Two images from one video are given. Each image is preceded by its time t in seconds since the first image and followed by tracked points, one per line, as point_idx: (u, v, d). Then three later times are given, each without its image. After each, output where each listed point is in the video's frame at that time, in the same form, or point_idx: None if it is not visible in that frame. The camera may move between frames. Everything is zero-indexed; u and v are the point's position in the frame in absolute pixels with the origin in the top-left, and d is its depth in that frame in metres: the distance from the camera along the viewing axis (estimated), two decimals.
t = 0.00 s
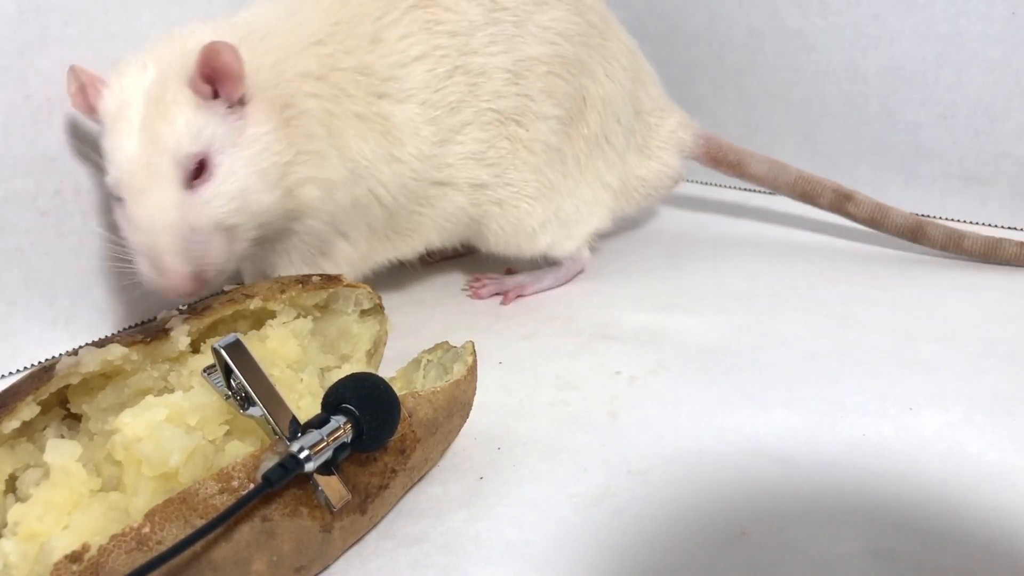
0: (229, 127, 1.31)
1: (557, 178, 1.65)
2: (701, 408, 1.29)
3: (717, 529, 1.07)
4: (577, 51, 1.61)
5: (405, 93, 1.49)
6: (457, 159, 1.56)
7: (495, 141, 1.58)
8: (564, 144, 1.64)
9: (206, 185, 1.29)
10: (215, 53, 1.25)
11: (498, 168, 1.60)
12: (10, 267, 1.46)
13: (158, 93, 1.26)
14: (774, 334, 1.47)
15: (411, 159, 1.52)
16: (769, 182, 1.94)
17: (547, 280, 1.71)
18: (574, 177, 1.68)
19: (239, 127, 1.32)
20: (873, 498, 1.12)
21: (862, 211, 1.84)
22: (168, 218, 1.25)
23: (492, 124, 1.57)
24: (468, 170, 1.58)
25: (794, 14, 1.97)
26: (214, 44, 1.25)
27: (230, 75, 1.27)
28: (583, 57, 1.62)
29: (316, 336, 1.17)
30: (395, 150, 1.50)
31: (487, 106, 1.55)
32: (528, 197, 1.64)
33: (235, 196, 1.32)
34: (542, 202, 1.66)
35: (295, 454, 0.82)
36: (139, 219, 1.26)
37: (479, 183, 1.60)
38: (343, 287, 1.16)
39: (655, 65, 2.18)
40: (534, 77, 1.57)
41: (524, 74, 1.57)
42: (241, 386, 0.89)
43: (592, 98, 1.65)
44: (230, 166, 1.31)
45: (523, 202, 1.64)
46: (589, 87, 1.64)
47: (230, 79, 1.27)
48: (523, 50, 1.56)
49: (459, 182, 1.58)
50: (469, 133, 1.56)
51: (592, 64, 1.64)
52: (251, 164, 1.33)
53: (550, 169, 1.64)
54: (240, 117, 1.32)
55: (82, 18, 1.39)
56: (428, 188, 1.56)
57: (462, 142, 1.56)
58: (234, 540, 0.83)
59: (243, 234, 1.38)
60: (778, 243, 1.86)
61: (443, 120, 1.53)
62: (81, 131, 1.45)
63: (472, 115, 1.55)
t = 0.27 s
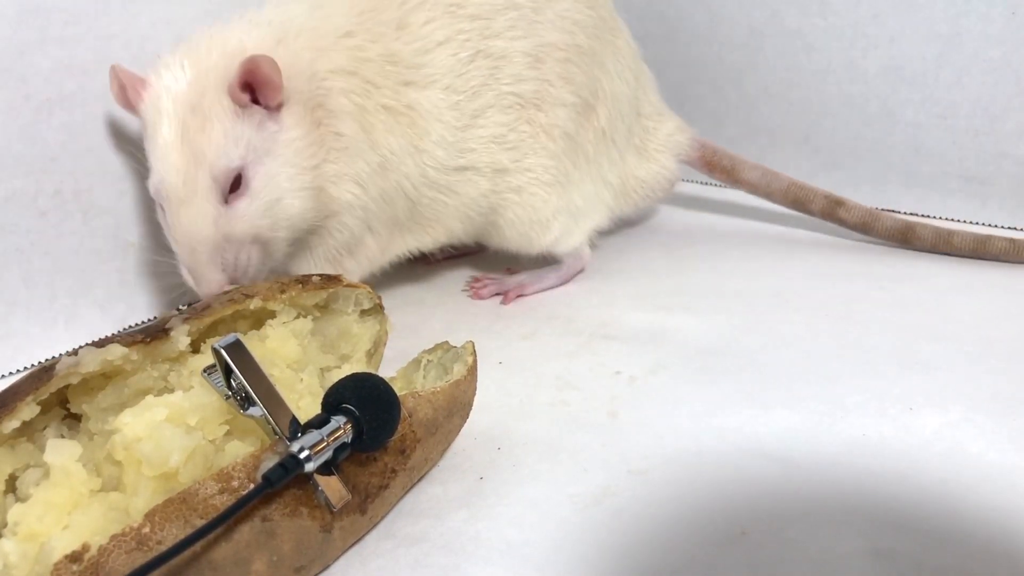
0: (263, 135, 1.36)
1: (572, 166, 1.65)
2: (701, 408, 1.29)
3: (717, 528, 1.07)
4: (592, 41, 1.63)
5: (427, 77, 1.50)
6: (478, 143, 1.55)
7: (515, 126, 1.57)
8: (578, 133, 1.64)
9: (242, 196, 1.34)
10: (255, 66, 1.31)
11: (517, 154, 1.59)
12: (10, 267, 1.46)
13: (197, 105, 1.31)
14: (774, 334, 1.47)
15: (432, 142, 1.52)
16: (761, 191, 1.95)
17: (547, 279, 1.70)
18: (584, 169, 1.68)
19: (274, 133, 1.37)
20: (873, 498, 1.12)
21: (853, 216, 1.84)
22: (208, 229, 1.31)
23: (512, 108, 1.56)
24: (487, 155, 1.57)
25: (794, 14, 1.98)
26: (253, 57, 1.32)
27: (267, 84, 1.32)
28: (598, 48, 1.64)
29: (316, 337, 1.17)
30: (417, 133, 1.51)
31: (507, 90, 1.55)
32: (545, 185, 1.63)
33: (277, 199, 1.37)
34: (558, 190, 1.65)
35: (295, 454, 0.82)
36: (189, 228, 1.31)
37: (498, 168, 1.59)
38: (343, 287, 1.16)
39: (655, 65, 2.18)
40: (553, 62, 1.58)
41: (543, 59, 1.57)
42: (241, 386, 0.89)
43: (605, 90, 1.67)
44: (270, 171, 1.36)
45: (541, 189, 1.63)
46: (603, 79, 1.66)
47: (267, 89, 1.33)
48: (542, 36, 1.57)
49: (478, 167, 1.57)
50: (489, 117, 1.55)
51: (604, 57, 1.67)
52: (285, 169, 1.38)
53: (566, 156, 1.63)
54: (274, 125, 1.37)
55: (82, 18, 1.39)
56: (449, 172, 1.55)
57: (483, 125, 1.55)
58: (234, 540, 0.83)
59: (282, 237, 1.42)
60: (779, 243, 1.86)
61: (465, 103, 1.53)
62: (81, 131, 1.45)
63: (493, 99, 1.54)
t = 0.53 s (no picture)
0: (257, 155, 1.37)
1: (577, 165, 1.65)
2: (700, 409, 1.29)
3: (716, 529, 1.07)
4: (596, 40, 1.64)
5: (434, 78, 1.50)
6: (483, 143, 1.55)
7: (521, 125, 1.57)
8: (583, 132, 1.64)
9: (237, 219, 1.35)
10: (244, 86, 1.32)
11: (523, 153, 1.58)
12: (10, 267, 1.46)
13: (192, 129, 1.33)
14: (774, 335, 1.47)
15: (439, 141, 1.52)
16: (757, 198, 1.95)
17: (547, 279, 1.70)
18: (587, 169, 1.68)
19: (269, 153, 1.38)
20: (872, 498, 1.12)
21: (850, 222, 1.84)
22: (208, 251, 1.33)
23: (518, 107, 1.56)
24: (493, 154, 1.56)
25: (794, 14, 1.98)
26: (242, 76, 1.32)
27: (257, 103, 1.33)
28: (603, 48, 1.65)
29: (316, 336, 1.17)
30: (423, 133, 1.51)
31: (513, 89, 1.55)
32: (552, 183, 1.62)
33: (274, 217, 1.38)
34: (563, 188, 1.64)
35: (295, 454, 0.82)
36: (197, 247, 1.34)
37: (504, 167, 1.58)
38: (343, 287, 1.16)
39: (655, 65, 2.18)
40: (558, 61, 1.58)
41: (547, 58, 1.57)
42: (241, 387, 0.89)
43: (609, 88, 1.67)
44: (265, 192, 1.37)
45: (547, 188, 1.62)
46: (606, 79, 1.67)
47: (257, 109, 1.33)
48: (547, 35, 1.57)
49: (484, 166, 1.57)
50: (495, 115, 1.55)
51: (608, 56, 1.67)
52: (281, 188, 1.39)
53: (571, 155, 1.63)
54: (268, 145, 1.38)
55: (82, 18, 1.39)
56: (455, 172, 1.55)
57: (489, 124, 1.55)
58: (234, 540, 0.83)
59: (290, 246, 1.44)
60: (779, 243, 1.86)
61: (471, 102, 1.52)
62: (80, 132, 1.45)
63: (498, 98, 1.54)
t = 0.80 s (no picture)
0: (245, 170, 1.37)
1: (581, 166, 1.65)
2: (701, 409, 1.29)
3: (716, 529, 1.07)
4: (597, 41, 1.64)
5: (436, 87, 1.49)
6: (488, 148, 1.54)
7: (526, 129, 1.56)
8: (586, 134, 1.64)
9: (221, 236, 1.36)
10: (229, 101, 1.32)
11: (528, 156, 1.58)
12: (10, 267, 1.46)
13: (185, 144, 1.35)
14: (773, 334, 1.47)
15: (443, 148, 1.51)
16: (757, 201, 1.95)
17: (547, 279, 1.70)
18: (591, 170, 1.68)
19: (258, 167, 1.38)
20: (872, 498, 1.12)
21: (848, 223, 1.84)
22: (198, 262, 1.35)
23: (522, 111, 1.55)
24: (499, 159, 1.56)
25: (795, 14, 1.98)
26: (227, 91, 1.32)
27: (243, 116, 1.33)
28: (605, 47, 1.65)
29: (316, 336, 1.17)
30: (428, 140, 1.50)
31: (516, 93, 1.54)
32: (557, 185, 1.62)
33: (261, 229, 1.38)
34: (568, 190, 1.64)
35: (295, 454, 0.82)
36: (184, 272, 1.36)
37: (509, 172, 1.58)
38: (343, 287, 1.16)
39: (655, 65, 2.18)
40: (560, 63, 1.58)
41: (550, 60, 1.57)
42: (241, 386, 0.89)
43: (612, 88, 1.68)
44: (248, 208, 1.37)
45: (552, 190, 1.62)
46: (609, 79, 1.67)
47: (244, 123, 1.34)
48: (548, 37, 1.57)
49: (489, 172, 1.56)
50: (499, 121, 1.54)
51: (610, 56, 1.67)
52: (267, 204, 1.38)
53: (575, 157, 1.63)
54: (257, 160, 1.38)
55: (82, 18, 1.39)
56: (460, 178, 1.54)
57: (493, 130, 1.54)
58: (234, 540, 0.83)
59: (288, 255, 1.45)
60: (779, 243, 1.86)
61: (475, 108, 1.52)
62: (81, 132, 1.45)
63: (502, 103, 1.54)
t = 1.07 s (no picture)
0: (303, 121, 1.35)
1: (584, 163, 1.65)
2: (701, 409, 1.29)
3: (715, 529, 1.07)
4: (602, 39, 1.64)
5: (449, 79, 1.50)
6: (494, 142, 1.54)
7: (532, 123, 1.56)
8: (590, 130, 1.64)
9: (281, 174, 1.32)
10: (299, 49, 1.31)
11: (534, 151, 1.57)
12: (10, 267, 1.46)
13: (238, 87, 1.31)
14: (773, 334, 1.47)
15: (451, 141, 1.51)
16: (756, 203, 1.95)
17: (547, 279, 1.70)
18: (593, 167, 1.68)
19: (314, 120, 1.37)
20: (872, 498, 1.12)
21: (846, 224, 1.84)
22: (250, 202, 1.28)
23: (529, 105, 1.55)
24: (505, 153, 1.56)
25: (794, 14, 1.98)
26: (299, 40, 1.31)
27: (309, 71, 1.32)
28: (609, 45, 1.66)
29: (316, 336, 1.17)
30: (437, 132, 1.50)
31: (523, 87, 1.54)
32: (561, 182, 1.62)
33: (314, 184, 1.35)
34: (571, 187, 1.64)
35: (295, 454, 0.82)
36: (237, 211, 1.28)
37: (515, 166, 1.57)
38: (343, 287, 1.17)
39: (656, 65, 2.18)
40: (567, 58, 1.58)
41: (557, 55, 1.56)
42: (241, 387, 0.89)
43: (614, 87, 1.68)
44: (309, 155, 1.35)
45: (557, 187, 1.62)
46: (613, 77, 1.67)
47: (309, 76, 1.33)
48: (555, 32, 1.57)
49: (495, 166, 1.56)
50: (506, 115, 1.54)
51: (614, 54, 1.68)
52: (322, 157, 1.36)
53: (579, 153, 1.63)
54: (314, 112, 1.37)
55: (82, 18, 1.39)
56: (467, 172, 1.54)
57: (500, 123, 1.54)
58: (233, 540, 0.83)
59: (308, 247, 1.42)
60: (779, 243, 1.86)
61: (483, 101, 1.52)
62: (81, 132, 1.45)
63: (509, 97, 1.54)
